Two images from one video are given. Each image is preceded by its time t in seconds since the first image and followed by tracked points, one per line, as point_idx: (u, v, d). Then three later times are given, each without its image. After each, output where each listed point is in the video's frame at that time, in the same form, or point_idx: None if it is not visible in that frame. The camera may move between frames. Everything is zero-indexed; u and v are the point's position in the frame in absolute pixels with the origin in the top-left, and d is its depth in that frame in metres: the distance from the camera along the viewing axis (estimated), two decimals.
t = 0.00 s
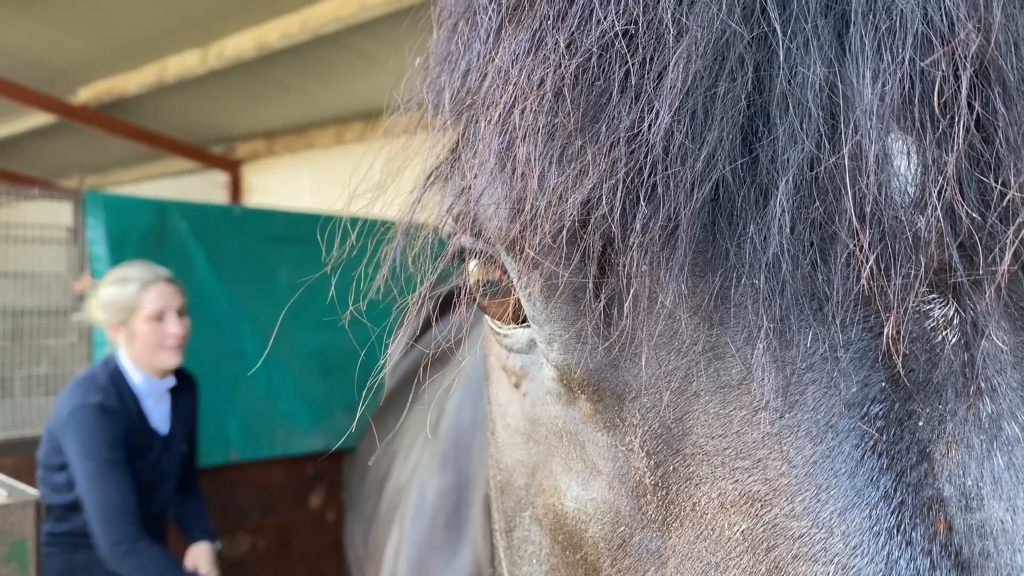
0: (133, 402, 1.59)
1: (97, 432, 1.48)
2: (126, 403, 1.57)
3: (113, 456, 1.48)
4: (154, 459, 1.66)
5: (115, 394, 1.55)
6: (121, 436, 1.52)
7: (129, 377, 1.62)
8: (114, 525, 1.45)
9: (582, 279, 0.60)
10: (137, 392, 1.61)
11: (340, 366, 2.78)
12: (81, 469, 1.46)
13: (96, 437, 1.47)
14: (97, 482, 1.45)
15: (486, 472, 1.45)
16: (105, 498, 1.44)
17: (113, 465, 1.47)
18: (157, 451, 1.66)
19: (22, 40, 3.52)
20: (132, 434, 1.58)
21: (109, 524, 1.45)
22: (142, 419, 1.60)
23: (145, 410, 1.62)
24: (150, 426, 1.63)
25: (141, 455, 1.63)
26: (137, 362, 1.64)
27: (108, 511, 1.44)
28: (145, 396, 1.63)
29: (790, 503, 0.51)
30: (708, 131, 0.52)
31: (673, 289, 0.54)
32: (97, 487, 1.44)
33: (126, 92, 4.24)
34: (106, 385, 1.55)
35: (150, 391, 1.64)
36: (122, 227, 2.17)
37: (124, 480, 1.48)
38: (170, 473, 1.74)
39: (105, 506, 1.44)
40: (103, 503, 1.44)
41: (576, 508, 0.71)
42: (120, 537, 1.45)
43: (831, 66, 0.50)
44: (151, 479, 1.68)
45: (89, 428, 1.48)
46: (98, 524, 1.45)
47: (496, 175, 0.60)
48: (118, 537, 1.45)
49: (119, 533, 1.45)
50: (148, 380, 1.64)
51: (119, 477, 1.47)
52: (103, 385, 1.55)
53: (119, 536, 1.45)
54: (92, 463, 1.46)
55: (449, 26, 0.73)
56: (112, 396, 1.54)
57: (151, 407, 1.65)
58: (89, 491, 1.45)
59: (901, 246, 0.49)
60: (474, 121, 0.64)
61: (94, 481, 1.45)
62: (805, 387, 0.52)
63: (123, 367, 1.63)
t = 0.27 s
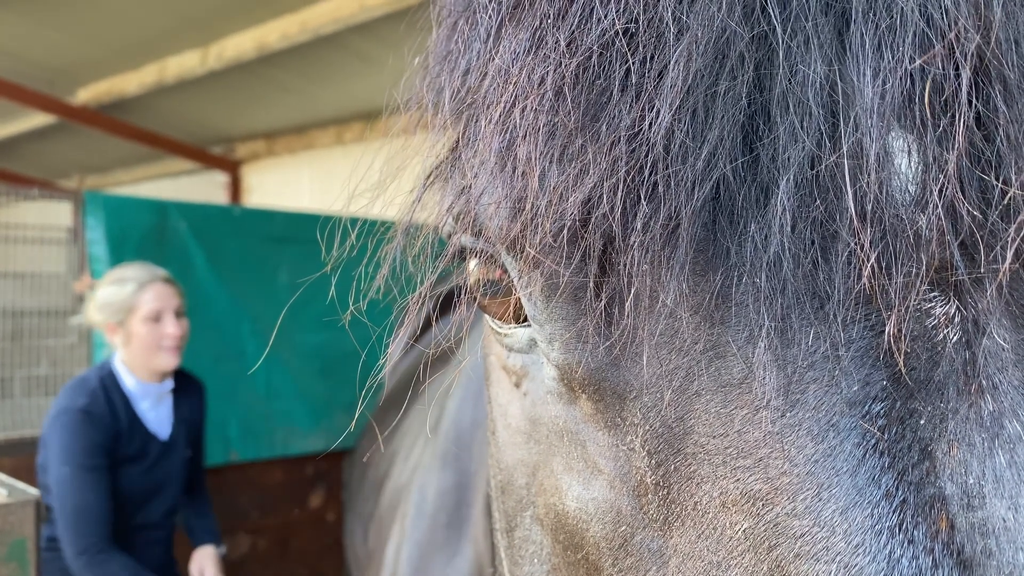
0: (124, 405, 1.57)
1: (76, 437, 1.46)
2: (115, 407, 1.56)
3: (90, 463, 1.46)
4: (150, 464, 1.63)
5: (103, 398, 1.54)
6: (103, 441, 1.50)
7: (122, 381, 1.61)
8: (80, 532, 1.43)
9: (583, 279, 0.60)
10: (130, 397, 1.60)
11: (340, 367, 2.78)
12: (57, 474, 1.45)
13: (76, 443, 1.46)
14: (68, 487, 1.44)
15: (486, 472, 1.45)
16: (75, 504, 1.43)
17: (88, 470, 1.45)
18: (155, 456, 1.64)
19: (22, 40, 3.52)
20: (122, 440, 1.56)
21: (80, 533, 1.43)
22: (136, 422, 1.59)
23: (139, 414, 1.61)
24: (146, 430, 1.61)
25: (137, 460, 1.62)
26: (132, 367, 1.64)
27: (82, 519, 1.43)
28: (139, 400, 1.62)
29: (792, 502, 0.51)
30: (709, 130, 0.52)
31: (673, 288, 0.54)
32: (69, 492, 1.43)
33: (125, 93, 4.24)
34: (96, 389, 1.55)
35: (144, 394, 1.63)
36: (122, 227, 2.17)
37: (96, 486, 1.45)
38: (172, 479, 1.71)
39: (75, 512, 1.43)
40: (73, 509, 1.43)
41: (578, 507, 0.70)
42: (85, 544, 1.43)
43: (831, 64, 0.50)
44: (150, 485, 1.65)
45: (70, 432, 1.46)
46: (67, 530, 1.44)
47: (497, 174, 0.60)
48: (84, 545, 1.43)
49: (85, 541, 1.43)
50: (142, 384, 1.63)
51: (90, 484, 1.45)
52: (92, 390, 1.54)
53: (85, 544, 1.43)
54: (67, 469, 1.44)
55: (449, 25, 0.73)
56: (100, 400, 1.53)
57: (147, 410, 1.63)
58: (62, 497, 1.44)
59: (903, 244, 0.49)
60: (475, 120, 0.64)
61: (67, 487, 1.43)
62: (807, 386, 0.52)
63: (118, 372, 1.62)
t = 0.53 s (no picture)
0: (121, 408, 1.58)
1: (72, 437, 1.46)
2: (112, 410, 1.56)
3: (82, 462, 1.46)
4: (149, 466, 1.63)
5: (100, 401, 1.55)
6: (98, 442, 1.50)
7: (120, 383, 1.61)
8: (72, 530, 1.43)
9: (582, 278, 0.60)
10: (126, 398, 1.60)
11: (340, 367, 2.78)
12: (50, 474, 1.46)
13: (68, 444, 1.46)
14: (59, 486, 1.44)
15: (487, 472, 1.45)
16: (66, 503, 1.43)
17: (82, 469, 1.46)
18: (154, 459, 1.64)
19: (21, 40, 3.52)
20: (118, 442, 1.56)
21: (71, 533, 1.43)
22: (133, 424, 1.59)
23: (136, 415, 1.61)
24: (144, 432, 1.61)
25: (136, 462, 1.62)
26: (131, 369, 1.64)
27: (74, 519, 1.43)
28: (137, 402, 1.62)
29: (792, 502, 0.51)
30: (708, 129, 0.52)
31: (672, 287, 0.54)
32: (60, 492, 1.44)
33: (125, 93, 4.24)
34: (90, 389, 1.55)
35: (142, 396, 1.63)
36: (122, 227, 2.17)
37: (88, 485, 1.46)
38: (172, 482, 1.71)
39: (66, 510, 1.43)
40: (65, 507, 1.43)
41: (577, 507, 0.70)
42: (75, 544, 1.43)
43: (830, 63, 0.50)
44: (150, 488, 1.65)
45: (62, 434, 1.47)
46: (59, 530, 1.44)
47: (496, 175, 0.60)
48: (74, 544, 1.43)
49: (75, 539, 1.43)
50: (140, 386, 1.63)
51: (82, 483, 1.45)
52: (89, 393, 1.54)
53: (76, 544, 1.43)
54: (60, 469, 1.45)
55: (447, 25, 0.73)
56: (96, 403, 1.53)
57: (145, 413, 1.63)
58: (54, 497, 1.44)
59: (901, 243, 0.49)
60: (473, 120, 0.64)
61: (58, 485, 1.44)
62: (806, 385, 0.52)
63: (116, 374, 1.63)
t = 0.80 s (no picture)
0: (119, 411, 1.58)
1: (65, 436, 1.47)
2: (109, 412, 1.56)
3: (75, 462, 1.47)
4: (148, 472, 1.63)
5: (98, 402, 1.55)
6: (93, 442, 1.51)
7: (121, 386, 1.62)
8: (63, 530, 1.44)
9: (580, 275, 0.60)
10: (127, 402, 1.61)
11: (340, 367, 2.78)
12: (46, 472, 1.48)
13: (61, 443, 1.47)
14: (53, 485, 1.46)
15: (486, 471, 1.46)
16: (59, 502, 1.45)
17: (74, 468, 1.47)
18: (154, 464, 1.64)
19: (21, 41, 3.53)
20: (115, 445, 1.56)
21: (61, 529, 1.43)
22: (132, 428, 1.59)
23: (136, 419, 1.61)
24: (143, 436, 1.61)
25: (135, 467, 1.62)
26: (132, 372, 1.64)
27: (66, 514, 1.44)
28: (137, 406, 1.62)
29: (788, 497, 0.51)
30: (703, 127, 0.52)
31: (669, 284, 0.55)
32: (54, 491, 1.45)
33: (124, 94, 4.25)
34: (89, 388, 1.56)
35: (143, 400, 1.63)
36: (122, 228, 2.18)
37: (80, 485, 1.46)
38: (173, 486, 1.71)
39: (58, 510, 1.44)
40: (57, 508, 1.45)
41: (576, 504, 0.71)
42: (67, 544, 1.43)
43: (826, 61, 0.50)
44: (150, 493, 1.65)
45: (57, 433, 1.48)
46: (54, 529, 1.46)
47: (494, 173, 0.60)
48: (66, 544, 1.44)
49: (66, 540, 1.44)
50: (141, 389, 1.63)
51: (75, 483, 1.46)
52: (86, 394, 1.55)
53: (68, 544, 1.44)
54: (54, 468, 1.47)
55: (446, 24, 0.73)
56: (94, 403, 1.54)
57: (146, 417, 1.64)
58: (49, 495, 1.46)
59: (897, 240, 0.50)
60: (471, 119, 0.64)
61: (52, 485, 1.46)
62: (803, 381, 0.52)
63: (118, 378, 1.62)
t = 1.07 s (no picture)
0: (122, 411, 1.58)
1: (65, 432, 1.48)
2: (111, 412, 1.56)
3: (75, 457, 1.47)
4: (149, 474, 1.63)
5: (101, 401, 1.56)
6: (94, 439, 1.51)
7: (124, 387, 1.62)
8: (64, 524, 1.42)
9: (581, 271, 0.60)
10: (131, 404, 1.61)
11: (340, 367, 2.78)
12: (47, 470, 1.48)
13: (62, 439, 1.47)
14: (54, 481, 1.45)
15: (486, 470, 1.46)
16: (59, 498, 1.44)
17: (76, 463, 1.46)
18: (155, 466, 1.64)
19: (21, 41, 3.53)
20: (117, 445, 1.56)
21: (63, 524, 1.42)
22: (133, 430, 1.59)
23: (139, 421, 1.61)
24: (146, 438, 1.61)
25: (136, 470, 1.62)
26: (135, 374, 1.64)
27: (67, 509, 1.42)
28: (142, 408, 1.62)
29: (788, 494, 0.51)
30: (703, 125, 0.52)
31: (669, 281, 0.55)
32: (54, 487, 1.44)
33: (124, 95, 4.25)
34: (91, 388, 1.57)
35: (147, 402, 1.63)
36: (122, 229, 2.18)
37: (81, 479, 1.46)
38: (176, 486, 1.71)
39: (58, 505, 1.43)
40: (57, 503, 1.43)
41: (577, 500, 0.71)
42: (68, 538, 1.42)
43: (826, 58, 0.50)
44: (152, 495, 1.66)
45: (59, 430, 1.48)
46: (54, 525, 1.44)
47: (495, 171, 0.60)
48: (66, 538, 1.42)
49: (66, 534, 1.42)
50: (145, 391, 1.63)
51: (75, 477, 1.45)
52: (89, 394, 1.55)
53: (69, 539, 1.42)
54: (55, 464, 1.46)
55: (447, 22, 0.73)
56: (96, 401, 1.54)
57: (150, 419, 1.64)
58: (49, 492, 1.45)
59: (897, 237, 0.50)
60: (472, 117, 0.64)
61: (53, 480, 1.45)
62: (803, 378, 0.52)
63: (120, 379, 1.62)
